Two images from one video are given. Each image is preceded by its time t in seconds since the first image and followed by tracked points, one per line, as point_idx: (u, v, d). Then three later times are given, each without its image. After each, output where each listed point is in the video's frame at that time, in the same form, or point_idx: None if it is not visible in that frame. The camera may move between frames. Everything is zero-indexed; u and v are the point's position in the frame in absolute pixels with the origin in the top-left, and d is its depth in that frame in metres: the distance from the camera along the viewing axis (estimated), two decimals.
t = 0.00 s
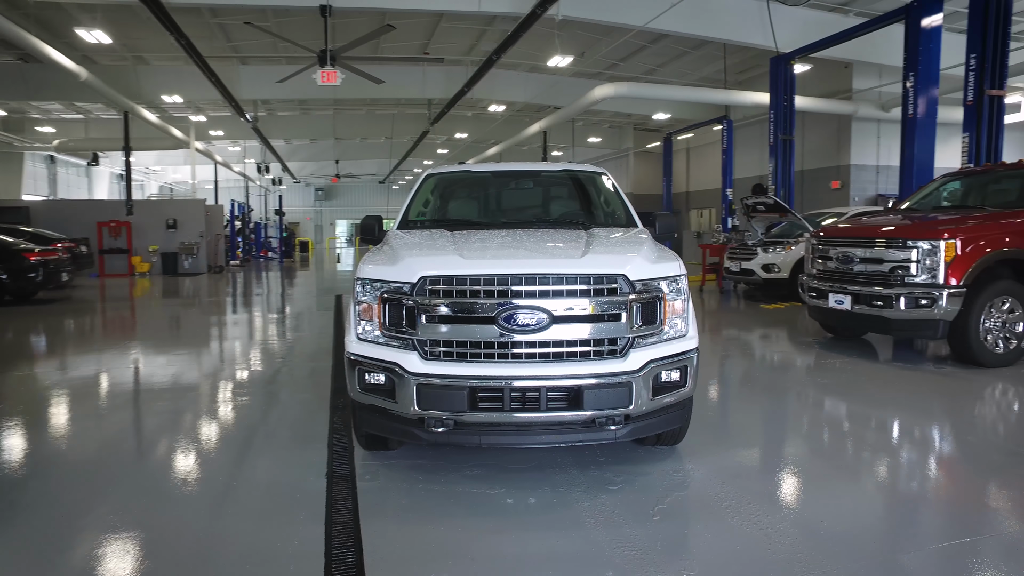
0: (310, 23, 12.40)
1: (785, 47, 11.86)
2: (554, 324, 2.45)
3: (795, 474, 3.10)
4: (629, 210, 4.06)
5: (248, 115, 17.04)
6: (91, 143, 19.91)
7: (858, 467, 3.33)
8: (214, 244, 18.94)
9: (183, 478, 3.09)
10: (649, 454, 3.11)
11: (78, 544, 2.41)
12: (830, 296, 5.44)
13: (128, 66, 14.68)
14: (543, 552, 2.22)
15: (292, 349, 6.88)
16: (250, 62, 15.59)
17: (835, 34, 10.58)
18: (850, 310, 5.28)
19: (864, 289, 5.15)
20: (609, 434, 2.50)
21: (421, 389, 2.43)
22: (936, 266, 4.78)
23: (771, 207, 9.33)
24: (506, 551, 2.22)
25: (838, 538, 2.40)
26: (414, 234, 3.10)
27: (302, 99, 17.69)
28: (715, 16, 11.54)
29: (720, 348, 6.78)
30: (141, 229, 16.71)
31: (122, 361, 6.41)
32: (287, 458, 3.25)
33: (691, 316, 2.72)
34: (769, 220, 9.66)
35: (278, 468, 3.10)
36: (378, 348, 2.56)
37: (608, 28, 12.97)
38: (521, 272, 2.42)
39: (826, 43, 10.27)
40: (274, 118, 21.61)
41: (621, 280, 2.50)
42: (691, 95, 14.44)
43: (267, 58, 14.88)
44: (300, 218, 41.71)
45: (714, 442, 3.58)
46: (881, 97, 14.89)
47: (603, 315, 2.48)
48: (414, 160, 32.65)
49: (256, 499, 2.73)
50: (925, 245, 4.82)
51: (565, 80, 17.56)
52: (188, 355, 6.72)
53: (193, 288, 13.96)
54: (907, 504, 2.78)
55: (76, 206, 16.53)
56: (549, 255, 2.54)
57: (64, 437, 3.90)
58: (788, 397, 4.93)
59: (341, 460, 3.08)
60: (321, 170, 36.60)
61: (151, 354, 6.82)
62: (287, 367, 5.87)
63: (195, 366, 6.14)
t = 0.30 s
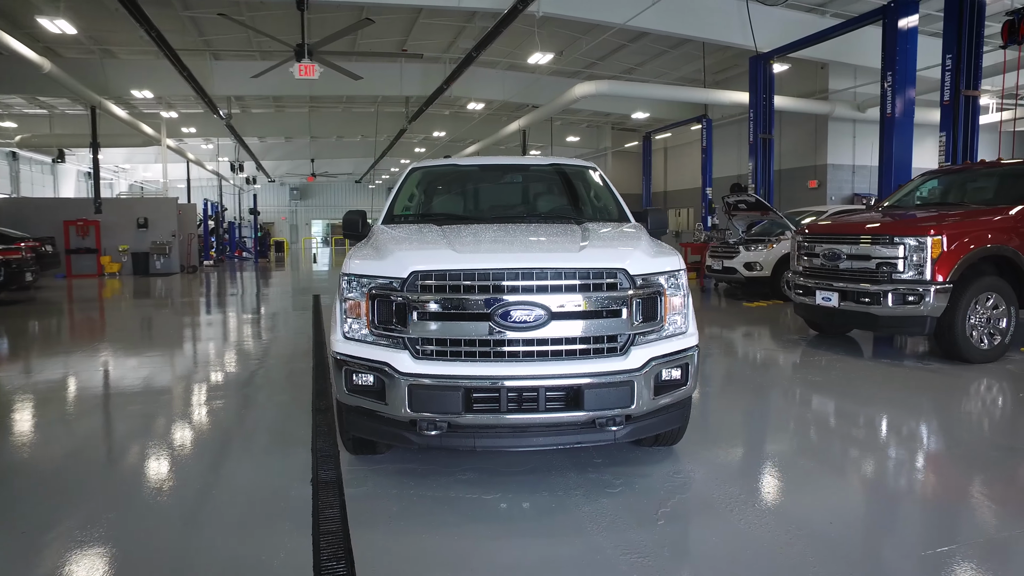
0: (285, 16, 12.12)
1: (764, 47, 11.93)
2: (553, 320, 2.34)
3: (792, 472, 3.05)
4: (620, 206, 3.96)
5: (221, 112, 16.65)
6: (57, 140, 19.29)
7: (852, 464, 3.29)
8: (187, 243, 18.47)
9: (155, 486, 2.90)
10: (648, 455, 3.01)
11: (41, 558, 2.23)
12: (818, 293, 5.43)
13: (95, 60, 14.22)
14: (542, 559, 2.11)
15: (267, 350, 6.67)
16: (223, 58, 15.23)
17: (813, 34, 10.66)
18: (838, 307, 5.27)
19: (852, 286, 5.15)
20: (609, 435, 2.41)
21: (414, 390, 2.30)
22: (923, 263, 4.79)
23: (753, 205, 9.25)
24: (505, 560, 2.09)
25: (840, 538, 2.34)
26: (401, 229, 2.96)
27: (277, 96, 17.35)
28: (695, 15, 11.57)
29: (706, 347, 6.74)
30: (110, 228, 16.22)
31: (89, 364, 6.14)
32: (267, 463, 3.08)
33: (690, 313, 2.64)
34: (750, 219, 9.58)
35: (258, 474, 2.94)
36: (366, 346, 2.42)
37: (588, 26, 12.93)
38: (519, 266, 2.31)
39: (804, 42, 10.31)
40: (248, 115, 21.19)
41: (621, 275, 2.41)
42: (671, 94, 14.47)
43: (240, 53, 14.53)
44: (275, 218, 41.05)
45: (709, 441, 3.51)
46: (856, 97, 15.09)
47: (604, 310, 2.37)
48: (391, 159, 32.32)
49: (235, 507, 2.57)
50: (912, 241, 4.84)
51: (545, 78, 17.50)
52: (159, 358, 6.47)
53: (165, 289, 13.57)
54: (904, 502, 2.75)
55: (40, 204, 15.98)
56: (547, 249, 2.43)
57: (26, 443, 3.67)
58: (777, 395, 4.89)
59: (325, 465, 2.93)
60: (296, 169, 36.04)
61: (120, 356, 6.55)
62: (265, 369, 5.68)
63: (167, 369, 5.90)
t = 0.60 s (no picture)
0: (274, 11, 11.93)
1: (759, 45, 11.88)
2: (566, 322, 2.21)
3: (807, 477, 2.95)
4: (626, 200, 3.81)
5: (210, 110, 16.42)
6: (40, 137, 18.92)
7: (866, 467, 3.20)
8: (175, 243, 18.20)
9: (143, 495, 2.75)
10: (661, 461, 2.89)
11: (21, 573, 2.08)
12: (823, 292, 5.36)
13: (79, 55, 13.94)
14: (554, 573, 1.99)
15: (258, 352, 6.49)
16: (211, 54, 15.00)
17: (808, 32, 10.62)
18: (842, 307, 5.20)
19: (858, 285, 5.08)
20: (625, 443, 2.29)
21: (420, 396, 2.17)
22: (929, 262, 4.73)
23: (750, 204, 9.19)
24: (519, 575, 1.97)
25: (866, 548, 2.24)
26: (403, 226, 2.83)
27: (266, 93, 17.12)
28: (690, 13, 11.50)
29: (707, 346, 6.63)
30: (96, 228, 15.93)
31: (75, 366, 5.94)
32: (261, 470, 2.94)
33: (707, 313, 2.53)
34: (747, 217, 9.63)
35: (251, 483, 2.79)
36: (368, 350, 2.29)
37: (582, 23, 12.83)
38: (531, 264, 2.19)
39: (800, 41, 10.28)
40: (236, 113, 20.93)
41: (637, 274, 2.29)
42: (665, 92, 14.40)
43: (228, 49, 14.30)
44: (263, 218, 40.69)
45: (718, 444, 3.41)
46: (849, 97, 15.10)
47: (619, 311, 2.25)
48: (382, 159, 32.11)
49: (228, 518, 2.43)
50: (918, 240, 4.77)
51: (538, 76, 17.39)
52: (147, 360, 6.27)
53: (152, 289, 13.33)
54: (923, 507, 2.66)
55: (23, 203, 15.65)
56: (559, 246, 2.30)
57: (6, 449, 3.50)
58: (782, 396, 4.80)
59: (324, 473, 2.78)
60: (285, 168, 35.73)
61: (106, 359, 6.36)
62: (257, 371, 5.51)
63: (155, 371, 5.71)
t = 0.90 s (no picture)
0: (272, 8, 11.82)
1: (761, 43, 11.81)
2: (587, 325, 2.13)
3: (829, 482, 2.87)
4: (638, 199, 3.73)
5: (206, 108, 16.29)
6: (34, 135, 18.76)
7: (886, 470, 3.12)
8: (171, 242, 18.07)
9: (143, 500, 2.65)
10: (678, 467, 2.81)
11: None
12: (832, 292, 5.29)
13: (73, 53, 13.81)
14: None
15: (256, 352, 6.39)
16: (207, 52, 14.86)
17: (811, 30, 10.55)
18: (852, 307, 5.13)
19: (869, 286, 5.01)
20: (646, 449, 2.21)
21: (435, 403, 2.08)
22: (942, 262, 4.66)
23: (753, 203, 9.34)
24: None
25: (901, 559, 2.15)
26: (412, 225, 2.74)
27: (263, 91, 17.00)
28: (692, 11, 11.43)
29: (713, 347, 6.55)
30: (91, 227, 15.80)
31: (71, 367, 5.84)
32: (265, 475, 2.85)
33: (728, 316, 2.45)
34: (750, 218, 9.66)
35: (255, 489, 2.69)
36: (380, 354, 2.20)
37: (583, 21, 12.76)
38: (550, 265, 2.10)
39: (802, 39, 10.23)
40: (233, 111, 20.80)
41: (660, 275, 2.21)
42: (666, 91, 14.34)
43: (225, 46, 14.16)
44: (260, 217, 40.52)
45: (733, 448, 3.33)
46: (850, 96, 15.05)
47: (641, 312, 2.17)
48: (379, 157, 31.96)
49: (233, 527, 2.33)
50: (930, 240, 4.71)
51: (537, 75, 17.31)
52: (143, 360, 6.16)
53: (148, 289, 13.22)
54: (952, 514, 2.57)
55: (18, 201, 15.51)
56: (579, 247, 2.22)
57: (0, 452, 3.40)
58: (793, 397, 4.72)
59: (331, 479, 2.70)
60: (282, 167, 35.56)
61: (103, 359, 6.25)
62: (257, 372, 5.41)
63: (153, 372, 5.61)
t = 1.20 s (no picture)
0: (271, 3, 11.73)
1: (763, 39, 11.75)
2: (608, 323, 2.07)
3: (844, 481, 2.82)
4: (650, 197, 3.66)
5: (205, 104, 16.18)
6: (31, 131, 18.61)
7: (900, 469, 3.08)
8: (169, 239, 17.96)
9: (146, 502, 2.58)
10: (695, 468, 2.76)
11: None
12: (840, 289, 5.24)
13: (70, 47, 13.68)
14: None
15: (257, 350, 6.29)
16: (205, 47, 14.74)
17: (814, 26, 10.47)
18: (861, 304, 5.09)
19: (879, 283, 4.96)
20: (667, 450, 2.16)
21: (453, 404, 2.03)
22: (953, 258, 4.62)
23: (757, 201, 8.94)
24: None
25: (922, 560, 2.10)
26: (423, 221, 2.69)
27: (261, 87, 16.90)
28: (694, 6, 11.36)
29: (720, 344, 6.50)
30: (89, 224, 15.69)
31: (70, 366, 5.76)
32: (273, 476, 2.79)
33: (748, 315, 2.40)
34: (754, 215, 9.26)
35: (263, 490, 2.64)
36: (394, 354, 2.15)
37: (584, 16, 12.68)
38: (571, 262, 2.05)
39: (804, 35, 10.19)
40: (231, 107, 20.68)
41: (682, 272, 2.16)
42: (668, 87, 14.27)
43: (224, 42, 14.05)
44: (257, 213, 40.39)
45: (746, 448, 3.28)
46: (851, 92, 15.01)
47: (663, 311, 2.12)
48: (377, 154, 31.84)
49: (242, 530, 2.27)
50: (941, 236, 4.66)
51: (537, 71, 17.22)
52: (141, 359, 6.06)
53: (146, 286, 13.13)
54: (956, 511, 2.55)
55: (14, 198, 15.38)
56: (600, 243, 2.16)
57: None
58: (801, 395, 4.68)
59: (342, 481, 2.64)
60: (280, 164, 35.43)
61: (102, 357, 6.17)
62: (259, 370, 5.33)
63: (153, 370, 5.53)
